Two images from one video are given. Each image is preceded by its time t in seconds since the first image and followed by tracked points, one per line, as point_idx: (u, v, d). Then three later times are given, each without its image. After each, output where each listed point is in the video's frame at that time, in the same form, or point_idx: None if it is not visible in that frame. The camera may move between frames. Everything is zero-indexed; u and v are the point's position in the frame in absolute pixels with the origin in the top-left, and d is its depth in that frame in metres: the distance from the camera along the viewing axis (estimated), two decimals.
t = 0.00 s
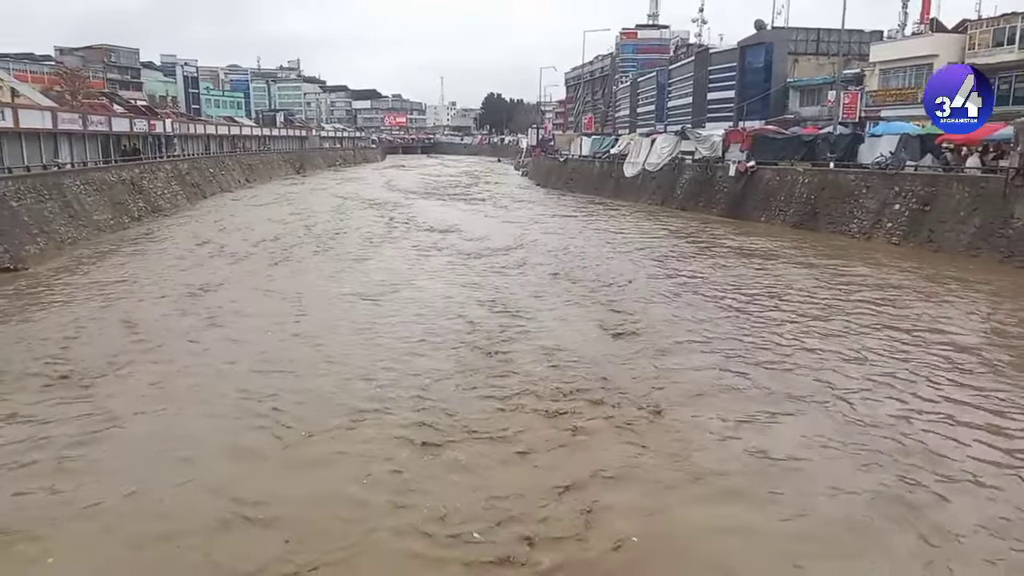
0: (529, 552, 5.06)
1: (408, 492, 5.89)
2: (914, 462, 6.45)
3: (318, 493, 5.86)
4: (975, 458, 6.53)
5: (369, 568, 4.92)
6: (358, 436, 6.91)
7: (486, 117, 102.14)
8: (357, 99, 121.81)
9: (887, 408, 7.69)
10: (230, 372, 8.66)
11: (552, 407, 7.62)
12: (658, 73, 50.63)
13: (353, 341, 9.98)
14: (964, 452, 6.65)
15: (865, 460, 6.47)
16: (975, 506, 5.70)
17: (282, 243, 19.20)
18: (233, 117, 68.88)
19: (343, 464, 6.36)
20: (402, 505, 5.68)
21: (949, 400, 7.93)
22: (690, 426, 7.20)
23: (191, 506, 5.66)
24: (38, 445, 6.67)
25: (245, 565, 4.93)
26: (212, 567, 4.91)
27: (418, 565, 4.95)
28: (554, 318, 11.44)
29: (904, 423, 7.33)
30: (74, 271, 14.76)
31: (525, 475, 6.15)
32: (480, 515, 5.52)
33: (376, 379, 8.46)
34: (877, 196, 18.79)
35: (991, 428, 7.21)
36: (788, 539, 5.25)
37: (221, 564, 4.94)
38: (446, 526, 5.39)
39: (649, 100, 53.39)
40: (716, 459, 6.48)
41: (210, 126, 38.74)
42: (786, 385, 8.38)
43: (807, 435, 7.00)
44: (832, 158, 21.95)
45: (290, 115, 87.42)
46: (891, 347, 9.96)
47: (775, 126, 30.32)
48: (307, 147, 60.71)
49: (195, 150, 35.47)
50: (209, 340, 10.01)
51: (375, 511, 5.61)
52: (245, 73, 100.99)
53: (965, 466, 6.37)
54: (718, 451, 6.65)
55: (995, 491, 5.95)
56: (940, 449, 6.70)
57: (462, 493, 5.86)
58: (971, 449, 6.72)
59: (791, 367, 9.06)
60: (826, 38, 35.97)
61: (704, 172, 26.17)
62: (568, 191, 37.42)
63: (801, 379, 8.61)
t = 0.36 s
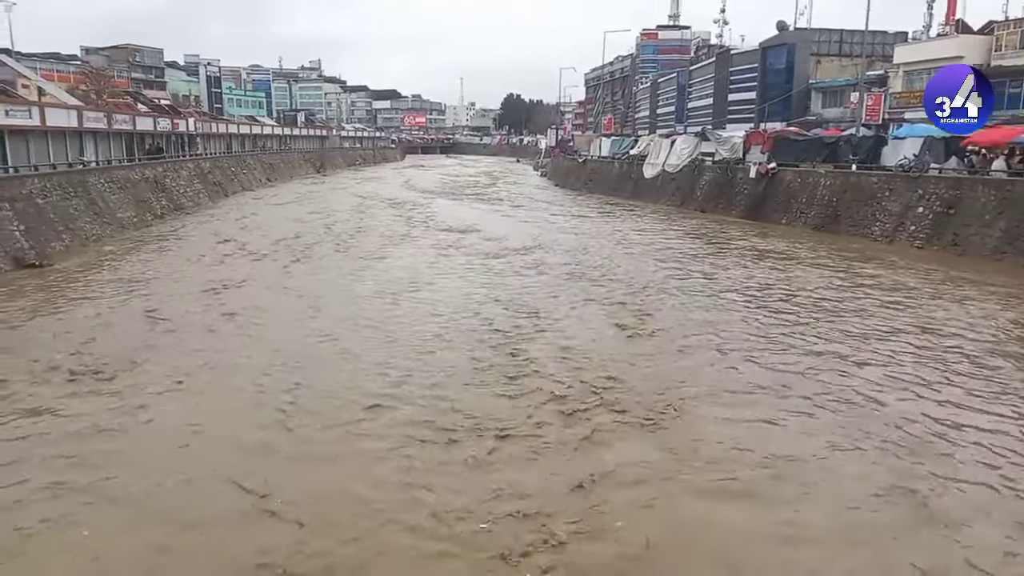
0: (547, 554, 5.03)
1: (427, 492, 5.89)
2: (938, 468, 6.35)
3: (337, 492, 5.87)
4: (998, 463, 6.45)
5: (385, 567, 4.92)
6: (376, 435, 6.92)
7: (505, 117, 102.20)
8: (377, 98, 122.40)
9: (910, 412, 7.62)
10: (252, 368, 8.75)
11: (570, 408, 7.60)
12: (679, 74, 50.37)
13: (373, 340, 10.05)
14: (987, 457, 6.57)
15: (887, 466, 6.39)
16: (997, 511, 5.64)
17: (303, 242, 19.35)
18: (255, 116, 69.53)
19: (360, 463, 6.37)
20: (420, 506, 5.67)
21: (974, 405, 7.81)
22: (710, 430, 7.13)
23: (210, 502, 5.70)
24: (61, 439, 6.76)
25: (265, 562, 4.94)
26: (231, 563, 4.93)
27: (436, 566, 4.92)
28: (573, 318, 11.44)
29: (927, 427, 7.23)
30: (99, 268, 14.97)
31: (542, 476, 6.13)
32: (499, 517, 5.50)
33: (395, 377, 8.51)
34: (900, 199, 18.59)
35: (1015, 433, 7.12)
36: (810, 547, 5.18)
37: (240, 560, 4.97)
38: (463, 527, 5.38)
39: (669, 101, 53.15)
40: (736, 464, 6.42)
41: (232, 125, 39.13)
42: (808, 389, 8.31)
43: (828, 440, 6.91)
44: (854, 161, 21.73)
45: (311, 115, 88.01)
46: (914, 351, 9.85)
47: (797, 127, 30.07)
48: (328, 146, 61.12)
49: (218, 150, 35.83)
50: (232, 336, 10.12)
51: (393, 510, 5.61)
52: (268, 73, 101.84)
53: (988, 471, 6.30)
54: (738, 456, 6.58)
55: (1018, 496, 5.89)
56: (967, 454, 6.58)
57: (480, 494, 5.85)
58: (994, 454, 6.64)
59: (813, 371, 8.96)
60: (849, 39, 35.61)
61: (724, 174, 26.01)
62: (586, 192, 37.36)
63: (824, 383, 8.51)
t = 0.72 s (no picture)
0: (571, 556, 4.90)
1: (448, 489, 5.78)
2: (968, 472, 6.15)
3: (357, 488, 5.78)
4: None
5: (405, 566, 4.81)
6: (397, 431, 6.83)
7: (529, 114, 101.89)
8: (401, 95, 122.76)
9: (939, 415, 7.40)
10: (272, 361, 8.75)
11: (593, 406, 7.45)
12: (705, 71, 49.78)
13: (392, 334, 10.01)
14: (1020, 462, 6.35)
15: (924, 471, 6.16)
16: None
17: (325, 237, 19.41)
18: (281, 113, 70.04)
19: (381, 459, 6.27)
20: (441, 504, 5.56)
21: (1005, 409, 7.58)
22: (738, 431, 6.95)
23: (229, 494, 5.66)
24: (83, 431, 6.75)
25: (284, 559, 4.86)
26: (251, 559, 4.86)
27: (458, 566, 4.81)
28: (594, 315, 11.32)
29: (957, 430, 7.01)
30: (125, 261, 15.12)
31: (565, 475, 6.00)
32: (522, 516, 5.37)
33: (413, 372, 8.46)
34: (930, 198, 18.19)
35: None
36: (846, 555, 4.98)
37: (260, 556, 4.89)
38: (486, 526, 5.25)
39: (695, 98, 52.57)
40: (766, 466, 6.23)
41: (259, 121, 39.42)
42: (835, 390, 8.10)
43: (861, 443, 6.70)
44: (883, 159, 21.29)
45: (336, 111, 88.44)
46: (944, 352, 9.59)
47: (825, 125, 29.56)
48: (353, 143, 61.38)
49: (244, 145, 36.10)
50: (252, 330, 10.13)
51: (414, 507, 5.51)
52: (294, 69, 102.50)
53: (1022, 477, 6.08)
54: (767, 458, 6.39)
55: None
56: (998, 460, 6.37)
57: (502, 492, 5.72)
58: None
59: (841, 372, 8.73)
60: (880, 35, 34.91)
61: (750, 172, 25.64)
62: (610, 189, 37.10)
63: (852, 385, 8.29)
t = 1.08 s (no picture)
0: (590, 552, 4.85)
1: (468, 483, 5.75)
2: (998, 474, 6.03)
3: (379, 479, 5.81)
4: None
5: (422, 560, 4.79)
6: (418, 424, 6.83)
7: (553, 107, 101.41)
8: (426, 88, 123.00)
9: (970, 414, 7.26)
10: (296, 352, 8.82)
11: (614, 402, 7.39)
12: (732, 64, 49.20)
13: (415, 327, 10.04)
14: None
15: (953, 473, 6.03)
16: None
17: (350, 229, 19.52)
18: (307, 106, 70.53)
19: (401, 451, 6.27)
20: (460, 498, 5.54)
21: None
22: (761, 428, 6.84)
23: (253, 482, 5.72)
24: (113, 419, 6.85)
25: (303, 549, 4.87)
26: (268, 548, 4.88)
27: (476, 560, 4.79)
28: (619, 310, 11.25)
29: (989, 431, 6.87)
30: (154, 252, 15.33)
31: (586, 469, 5.98)
32: (542, 512, 5.33)
33: (436, 364, 8.48)
34: (962, 193, 17.84)
35: None
36: (869, 556, 4.89)
37: (279, 546, 4.92)
38: (505, 521, 5.23)
39: (722, 90, 52.00)
40: (789, 465, 6.13)
41: (285, 114, 39.73)
42: (863, 388, 7.95)
43: (887, 443, 6.57)
44: (914, 153, 20.90)
45: (361, 104, 88.86)
46: (975, 350, 9.41)
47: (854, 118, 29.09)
48: (377, 135, 61.67)
49: (270, 138, 36.42)
50: (277, 321, 10.21)
51: (433, 501, 5.50)
52: (321, 63, 103.09)
53: None
54: (792, 456, 6.28)
55: None
56: None
57: (522, 487, 5.69)
58: None
59: (868, 369, 8.57)
60: (911, 27, 34.22)
61: (777, 166, 25.32)
62: (635, 183, 36.88)
63: (880, 382, 8.14)
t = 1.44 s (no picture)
0: (608, 548, 4.84)
1: (488, 478, 5.76)
2: None
3: (399, 472, 5.84)
4: None
5: (442, 554, 4.80)
6: (439, 418, 6.85)
7: (576, 102, 101.03)
8: (448, 83, 123.12)
9: (998, 415, 7.13)
10: (317, 346, 8.89)
11: (635, 398, 7.36)
12: (757, 58, 48.65)
13: (436, 321, 10.07)
14: None
15: (980, 475, 5.92)
16: None
17: (372, 224, 19.63)
18: (331, 100, 70.97)
19: (421, 445, 6.29)
20: (479, 492, 5.55)
21: None
22: (784, 426, 6.77)
23: (274, 474, 5.77)
24: (139, 410, 6.95)
25: (323, 541, 4.92)
26: (289, 539, 4.92)
27: (495, 554, 4.79)
28: (640, 306, 11.19)
29: (1016, 432, 6.75)
30: (179, 246, 15.52)
31: (605, 466, 5.96)
32: (561, 508, 5.32)
33: (456, 359, 8.50)
34: (992, 189, 17.53)
35: None
36: (892, 557, 4.83)
37: (300, 537, 4.96)
38: (524, 515, 5.24)
39: (746, 85, 51.44)
40: (812, 463, 6.06)
41: (308, 109, 39.99)
42: (887, 386, 7.84)
43: (912, 443, 6.47)
44: (943, 149, 20.57)
45: (384, 99, 89.19)
46: (1003, 350, 9.25)
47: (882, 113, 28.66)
48: (400, 131, 61.87)
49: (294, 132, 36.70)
50: (299, 315, 10.29)
51: (452, 495, 5.51)
52: (344, 58, 103.57)
53: None
54: (815, 455, 6.21)
55: None
56: None
57: (542, 482, 5.69)
58: None
59: (893, 368, 8.46)
60: (941, 21, 33.59)
61: (802, 162, 25.01)
62: (657, 178, 36.66)
63: (905, 381, 8.02)
